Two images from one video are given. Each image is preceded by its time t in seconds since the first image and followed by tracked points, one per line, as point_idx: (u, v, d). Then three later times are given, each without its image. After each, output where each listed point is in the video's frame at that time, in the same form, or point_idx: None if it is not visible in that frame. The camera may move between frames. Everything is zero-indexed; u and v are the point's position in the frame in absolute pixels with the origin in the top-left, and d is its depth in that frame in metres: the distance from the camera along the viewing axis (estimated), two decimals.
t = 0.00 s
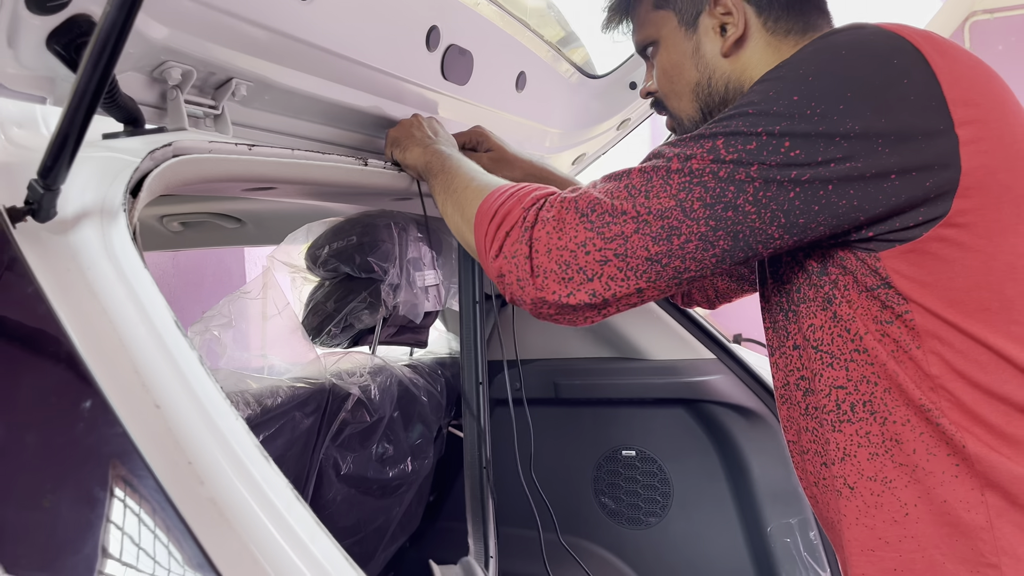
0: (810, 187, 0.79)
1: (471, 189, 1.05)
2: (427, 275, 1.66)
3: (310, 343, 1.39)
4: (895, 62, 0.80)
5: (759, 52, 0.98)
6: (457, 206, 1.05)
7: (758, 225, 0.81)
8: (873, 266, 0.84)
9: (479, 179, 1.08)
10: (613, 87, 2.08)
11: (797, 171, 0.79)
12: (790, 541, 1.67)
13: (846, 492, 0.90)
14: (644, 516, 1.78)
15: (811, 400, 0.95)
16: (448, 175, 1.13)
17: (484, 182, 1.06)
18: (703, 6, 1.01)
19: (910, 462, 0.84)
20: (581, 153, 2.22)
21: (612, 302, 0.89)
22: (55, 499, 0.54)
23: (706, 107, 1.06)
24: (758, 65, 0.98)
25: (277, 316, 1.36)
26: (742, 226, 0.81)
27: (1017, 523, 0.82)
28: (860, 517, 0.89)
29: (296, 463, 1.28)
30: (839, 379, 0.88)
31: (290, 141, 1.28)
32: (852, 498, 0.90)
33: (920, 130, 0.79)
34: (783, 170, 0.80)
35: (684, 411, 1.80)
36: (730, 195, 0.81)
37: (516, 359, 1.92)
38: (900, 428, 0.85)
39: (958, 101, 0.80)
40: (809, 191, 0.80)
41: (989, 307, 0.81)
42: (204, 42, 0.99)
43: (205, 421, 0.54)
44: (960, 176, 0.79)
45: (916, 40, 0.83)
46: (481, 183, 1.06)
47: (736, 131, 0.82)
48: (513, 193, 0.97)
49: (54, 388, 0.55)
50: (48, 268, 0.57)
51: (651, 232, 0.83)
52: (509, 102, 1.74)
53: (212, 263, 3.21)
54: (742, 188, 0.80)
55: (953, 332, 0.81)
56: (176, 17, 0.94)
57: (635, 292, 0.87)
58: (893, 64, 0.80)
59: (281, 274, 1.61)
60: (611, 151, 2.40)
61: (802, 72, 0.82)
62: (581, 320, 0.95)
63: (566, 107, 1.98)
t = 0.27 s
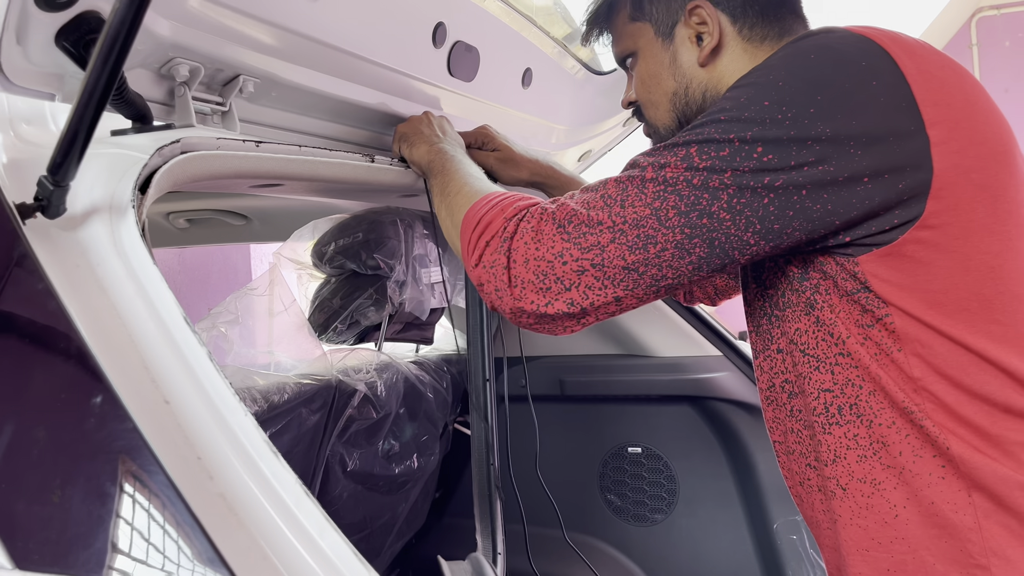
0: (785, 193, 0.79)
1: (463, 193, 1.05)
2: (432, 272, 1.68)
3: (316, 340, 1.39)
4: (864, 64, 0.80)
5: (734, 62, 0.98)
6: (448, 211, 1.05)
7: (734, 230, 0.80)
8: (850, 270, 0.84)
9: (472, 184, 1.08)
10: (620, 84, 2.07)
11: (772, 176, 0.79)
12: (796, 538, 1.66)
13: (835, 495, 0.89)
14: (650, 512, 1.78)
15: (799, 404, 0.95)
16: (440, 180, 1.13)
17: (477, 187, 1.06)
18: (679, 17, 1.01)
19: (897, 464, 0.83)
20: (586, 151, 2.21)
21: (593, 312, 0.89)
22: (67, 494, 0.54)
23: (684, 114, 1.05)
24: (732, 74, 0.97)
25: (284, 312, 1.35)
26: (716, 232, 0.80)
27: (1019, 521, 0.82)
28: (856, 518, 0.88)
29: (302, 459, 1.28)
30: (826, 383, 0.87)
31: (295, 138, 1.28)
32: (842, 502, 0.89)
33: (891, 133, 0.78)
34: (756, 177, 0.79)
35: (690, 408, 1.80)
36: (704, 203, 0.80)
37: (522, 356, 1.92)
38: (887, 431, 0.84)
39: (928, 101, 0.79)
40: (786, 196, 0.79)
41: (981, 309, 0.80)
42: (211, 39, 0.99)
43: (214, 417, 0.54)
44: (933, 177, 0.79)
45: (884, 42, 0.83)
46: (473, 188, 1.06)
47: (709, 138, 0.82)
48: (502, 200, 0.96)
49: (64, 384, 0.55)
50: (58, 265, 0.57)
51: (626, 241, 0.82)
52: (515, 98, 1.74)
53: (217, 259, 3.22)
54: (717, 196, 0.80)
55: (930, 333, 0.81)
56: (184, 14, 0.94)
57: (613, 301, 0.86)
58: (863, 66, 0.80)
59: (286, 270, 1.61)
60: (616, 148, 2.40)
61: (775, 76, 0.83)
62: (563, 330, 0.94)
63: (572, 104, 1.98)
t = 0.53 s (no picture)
0: (763, 193, 0.79)
1: (457, 195, 1.05)
2: (435, 270, 1.68)
3: (318, 337, 1.38)
4: (841, 63, 0.81)
5: (722, 62, 0.98)
6: (442, 213, 1.05)
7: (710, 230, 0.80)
8: (828, 272, 0.84)
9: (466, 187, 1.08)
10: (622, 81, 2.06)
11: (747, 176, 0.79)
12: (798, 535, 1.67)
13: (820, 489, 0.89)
14: (653, 510, 1.78)
15: (780, 401, 0.95)
16: (433, 181, 1.13)
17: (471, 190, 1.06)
18: (669, 16, 1.00)
19: (881, 459, 0.84)
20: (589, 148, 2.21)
21: (577, 314, 0.89)
22: (70, 491, 0.54)
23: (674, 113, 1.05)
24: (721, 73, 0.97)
25: (286, 310, 1.34)
26: (694, 233, 0.80)
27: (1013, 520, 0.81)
28: (840, 511, 0.88)
29: (305, 456, 1.28)
30: (812, 379, 0.87)
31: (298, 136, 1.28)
32: (825, 496, 0.89)
33: (866, 132, 0.78)
34: (734, 176, 0.79)
35: (693, 407, 1.79)
36: (683, 204, 0.80)
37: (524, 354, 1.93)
38: (872, 426, 0.84)
39: (904, 100, 0.79)
40: (764, 196, 0.79)
41: (974, 306, 0.80)
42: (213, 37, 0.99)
43: (216, 415, 0.55)
44: (906, 177, 0.79)
45: (863, 41, 0.83)
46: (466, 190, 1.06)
47: (688, 137, 0.82)
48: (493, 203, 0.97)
49: (67, 382, 0.55)
50: (62, 263, 0.58)
51: (606, 245, 0.82)
52: (518, 96, 1.74)
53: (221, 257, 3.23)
54: (696, 198, 0.79)
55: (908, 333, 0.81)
56: (186, 12, 0.94)
57: (596, 304, 0.86)
58: (840, 65, 0.80)
59: (289, 268, 1.60)
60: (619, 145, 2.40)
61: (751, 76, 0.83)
62: (550, 333, 0.95)
63: (574, 102, 1.97)
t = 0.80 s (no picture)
0: (772, 193, 0.78)
1: (459, 192, 1.05)
2: (437, 268, 1.67)
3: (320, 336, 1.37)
4: (848, 62, 0.80)
5: (733, 55, 0.97)
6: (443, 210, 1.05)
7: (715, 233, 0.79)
8: (836, 271, 0.84)
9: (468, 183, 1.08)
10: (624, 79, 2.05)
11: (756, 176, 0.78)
12: (801, 535, 1.66)
13: (826, 495, 0.90)
14: (655, 509, 1.77)
15: (782, 404, 0.94)
16: (435, 179, 1.13)
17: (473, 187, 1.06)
18: (679, 8, 0.99)
19: (886, 462, 0.83)
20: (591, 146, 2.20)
21: (582, 315, 0.88)
22: (67, 490, 0.54)
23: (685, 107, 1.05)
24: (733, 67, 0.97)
25: (288, 309, 1.33)
26: (700, 234, 0.79)
27: (1014, 520, 0.81)
28: (847, 517, 0.88)
29: (306, 455, 1.28)
30: (815, 380, 0.87)
31: (300, 134, 1.28)
32: (833, 503, 0.89)
33: (874, 132, 0.77)
34: (741, 177, 0.78)
35: (695, 405, 1.79)
36: (689, 205, 0.80)
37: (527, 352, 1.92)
38: (877, 428, 0.83)
39: (913, 101, 0.78)
40: (773, 197, 0.78)
41: (976, 304, 0.79)
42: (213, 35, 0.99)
43: (215, 413, 0.54)
44: (916, 178, 0.78)
45: (870, 40, 0.82)
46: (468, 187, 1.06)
47: (694, 137, 0.82)
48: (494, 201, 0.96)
49: (65, 380, 0.55)
50: (61, 261, 0.58)
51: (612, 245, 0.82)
52: (519, 94, 1.74)
53: (223, 255, 3.23)
54: (702, 198, 0.79)
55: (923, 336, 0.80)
56: (186, 9, 0.94)
57: (602, 305, 0.86)
58: (847, 65, 0.79)
59: (292, 266, 1.61)
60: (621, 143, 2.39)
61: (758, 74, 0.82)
62: (554, 333, 0.94)
63: (576, 100, 1.97)
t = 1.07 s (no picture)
0: (784, 191, 0.77)
1: (464, 188, 1.05)
2: (440, 266, 1.66)
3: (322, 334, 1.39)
4: (860, 60, 0.79)
5: (744, 53, 0.96)
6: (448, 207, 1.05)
7: (721, 230, 0.79)
8: (848, 269, 0.83)
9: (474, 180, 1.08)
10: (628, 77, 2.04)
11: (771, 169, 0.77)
12: (804, 534, 1.64)
13: (840, 489, 0.88)
14: (658, 508, 1.77)
15: (801, 398, 0.93)
16: (440, 177, 1.12)
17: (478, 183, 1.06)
18: (690, 7, 0.99)
19: (903, 457, 0.83)
20: (595, 144, 2.19)
21: (592, 313, 0.88)
22: (69, 487, 0.54)
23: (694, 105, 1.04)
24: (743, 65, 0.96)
25: (291, 307, 1.34)
26: (711, 230, 0.79)
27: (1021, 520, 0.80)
28: (861, 511, 0.86)
29: (309, 453, 1.28)
30: (829, 377, 0.86)
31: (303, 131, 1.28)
32: (847, 497, 0.88)
33: (888, 130, 0.76)
34: (753, 173, 0.78)
35: (698, 404, 1.78)
36: (703, 201, 0.79)
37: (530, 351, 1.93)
38: (892, 425, 0.83)
39: (926, 99, 0.78)
40: (785, 195, 0.77)
41: (981, 303, 0.79)
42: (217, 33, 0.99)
43: (218, 410, 0.54)
44: (928, 177, 0.77)
45: (883, 38, 0.82)
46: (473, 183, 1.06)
47: (706, 133, 0.81)
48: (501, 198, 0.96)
49: (68, 377, 0.55)
50: (62, 258, 0.57)
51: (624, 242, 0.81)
52: (522, 92, 1.73)
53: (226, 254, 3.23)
54: (713, 195, 0.79)
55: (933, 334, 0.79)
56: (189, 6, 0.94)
57: (613, 302, 0.85)
58: (858, 62, 0.79)
59: (294, 264, 1.62)
60: (624, 142, 2.39)
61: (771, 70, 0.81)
62: (564, 330, 0.94)
63: (579, 98, 1.96)
